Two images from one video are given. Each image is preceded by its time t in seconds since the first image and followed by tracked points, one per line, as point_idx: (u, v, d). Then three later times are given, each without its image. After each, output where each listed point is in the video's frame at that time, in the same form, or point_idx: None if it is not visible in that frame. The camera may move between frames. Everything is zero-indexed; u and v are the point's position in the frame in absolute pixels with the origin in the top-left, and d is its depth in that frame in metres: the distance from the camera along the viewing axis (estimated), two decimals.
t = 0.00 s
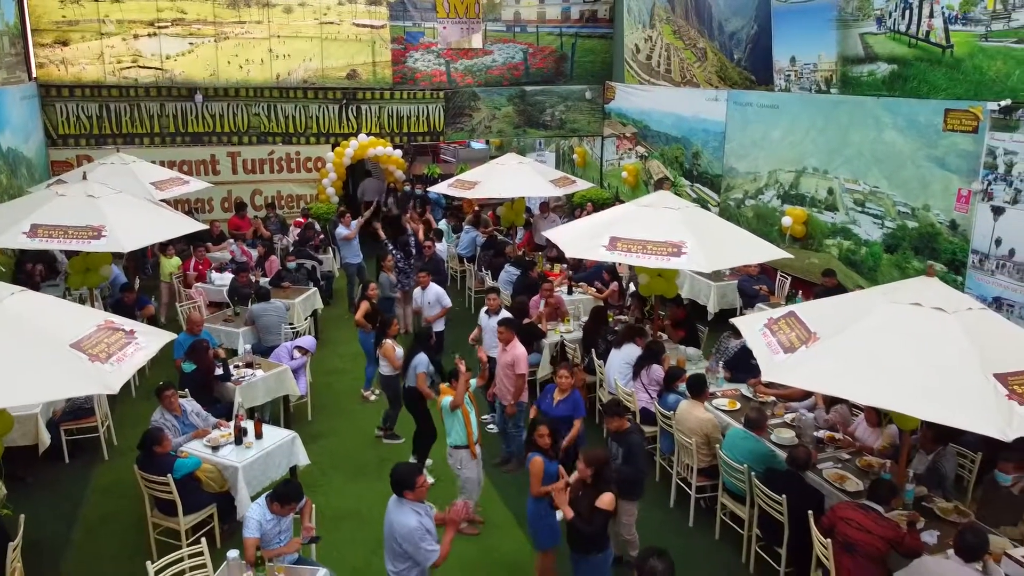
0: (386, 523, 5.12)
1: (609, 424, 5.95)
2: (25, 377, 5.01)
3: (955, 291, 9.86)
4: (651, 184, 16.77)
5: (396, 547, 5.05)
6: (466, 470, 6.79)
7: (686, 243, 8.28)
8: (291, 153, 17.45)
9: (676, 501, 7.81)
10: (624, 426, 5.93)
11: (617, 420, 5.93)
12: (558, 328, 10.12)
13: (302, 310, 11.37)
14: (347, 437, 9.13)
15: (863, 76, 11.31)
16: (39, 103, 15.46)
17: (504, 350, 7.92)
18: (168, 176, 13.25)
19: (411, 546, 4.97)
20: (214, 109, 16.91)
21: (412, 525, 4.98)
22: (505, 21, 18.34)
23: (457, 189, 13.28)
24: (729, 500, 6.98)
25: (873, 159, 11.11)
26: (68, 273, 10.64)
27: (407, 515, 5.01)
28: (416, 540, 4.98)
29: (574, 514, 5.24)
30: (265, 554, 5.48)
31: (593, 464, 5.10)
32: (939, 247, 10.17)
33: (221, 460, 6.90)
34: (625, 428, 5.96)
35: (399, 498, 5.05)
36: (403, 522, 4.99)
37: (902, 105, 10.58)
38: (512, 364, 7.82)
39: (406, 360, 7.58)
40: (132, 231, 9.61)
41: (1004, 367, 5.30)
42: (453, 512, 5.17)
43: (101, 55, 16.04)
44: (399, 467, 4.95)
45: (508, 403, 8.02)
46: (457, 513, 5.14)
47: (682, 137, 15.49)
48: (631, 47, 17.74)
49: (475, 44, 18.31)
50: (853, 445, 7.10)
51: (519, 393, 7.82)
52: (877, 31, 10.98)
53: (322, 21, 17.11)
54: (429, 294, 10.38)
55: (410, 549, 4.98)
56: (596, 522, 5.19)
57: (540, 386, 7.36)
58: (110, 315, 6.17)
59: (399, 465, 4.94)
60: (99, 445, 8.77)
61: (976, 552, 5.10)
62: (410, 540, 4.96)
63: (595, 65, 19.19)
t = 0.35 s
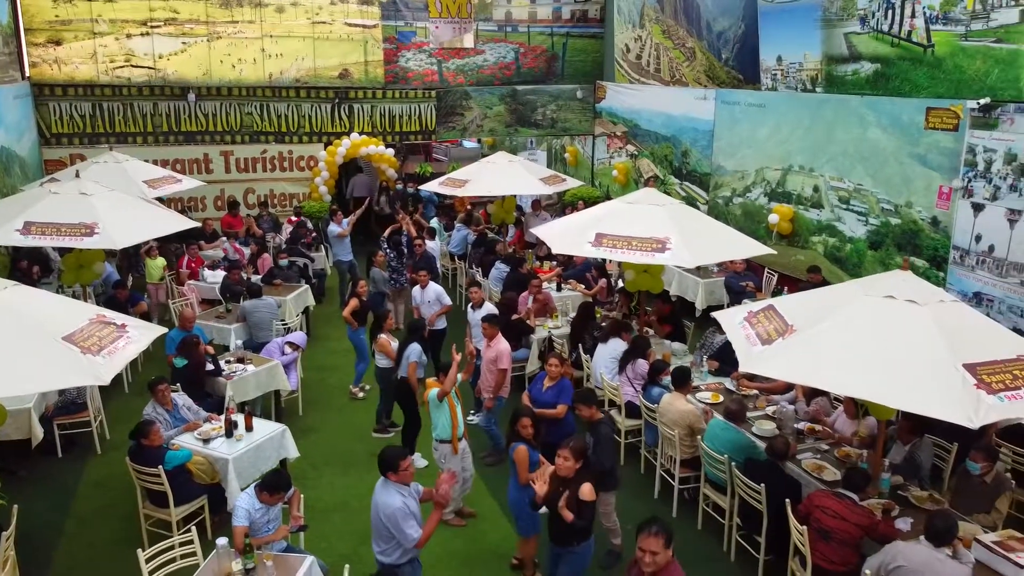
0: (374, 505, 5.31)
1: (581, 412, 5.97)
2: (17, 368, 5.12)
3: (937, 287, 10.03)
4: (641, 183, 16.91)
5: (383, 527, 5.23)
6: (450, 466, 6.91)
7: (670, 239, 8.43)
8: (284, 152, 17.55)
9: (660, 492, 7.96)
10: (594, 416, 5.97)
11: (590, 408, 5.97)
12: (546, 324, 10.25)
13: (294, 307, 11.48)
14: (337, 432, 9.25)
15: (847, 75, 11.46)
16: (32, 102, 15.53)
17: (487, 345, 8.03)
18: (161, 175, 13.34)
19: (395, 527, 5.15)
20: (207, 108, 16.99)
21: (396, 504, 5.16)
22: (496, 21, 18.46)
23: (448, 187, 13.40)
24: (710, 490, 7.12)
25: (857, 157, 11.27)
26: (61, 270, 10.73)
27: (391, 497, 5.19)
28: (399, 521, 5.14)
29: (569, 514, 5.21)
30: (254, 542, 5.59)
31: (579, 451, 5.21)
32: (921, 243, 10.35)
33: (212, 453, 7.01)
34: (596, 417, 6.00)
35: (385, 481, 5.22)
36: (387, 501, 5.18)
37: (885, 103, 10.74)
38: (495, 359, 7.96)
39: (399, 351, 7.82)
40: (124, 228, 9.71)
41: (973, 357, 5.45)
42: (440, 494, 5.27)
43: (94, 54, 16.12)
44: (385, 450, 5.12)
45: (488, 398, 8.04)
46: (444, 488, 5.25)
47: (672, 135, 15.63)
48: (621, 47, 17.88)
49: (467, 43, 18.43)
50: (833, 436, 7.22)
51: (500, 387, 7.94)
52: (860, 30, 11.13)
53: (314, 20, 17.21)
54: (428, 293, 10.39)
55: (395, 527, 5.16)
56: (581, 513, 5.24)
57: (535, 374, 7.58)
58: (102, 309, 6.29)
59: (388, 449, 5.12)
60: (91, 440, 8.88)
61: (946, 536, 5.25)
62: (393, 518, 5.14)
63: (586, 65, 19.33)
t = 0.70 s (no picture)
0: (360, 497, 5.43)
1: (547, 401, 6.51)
2: (6, 361, 5.22)
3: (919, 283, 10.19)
4: (631, 181, 17.03)
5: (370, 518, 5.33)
6: (440, 458, 7.02)
7: (654, 235, 8.56)
8: (275, 151, 17.62)
9: (643, 484, 8.10)
10: (560, 406, 6.51)
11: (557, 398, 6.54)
12: (534, 320, 10.37)
13: (285, 304, 11.58)
14: (326, 427, 9.36)
15: (831, 74, 11.62)
16: (24, 101, 15.61)
17: (469, 340, 8.16)
18: (152, 173, 13.43)
19: (379, 516, 5.26)
20: (199, 107, 17.07)
21: (380, 495, 5.28)
22: (486, 21, 18.60)
23: (438, 186, 13.51)
24: (691, 481, 7.26)
25: (840, 155, 11.43)
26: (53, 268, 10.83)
27: (376, 488, 5.32)
28: (382, 510, 5.25)
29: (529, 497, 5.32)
30: (241, 532, 5.69)
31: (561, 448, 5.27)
32: (903, 240, 10.50)
33: (201, 446, 7.10)
34: (563, 407, 6.56)
35: (371, 473, 5.37)
36: (371, 492, 5.31)
37: (867, 102, 10.90)
38: (478, 354, 8.08)
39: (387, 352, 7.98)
40: (115, 225, 9.82)
41: (942, 348, 5.59)
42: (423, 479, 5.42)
43: (86, 54, 16.24)
44: (373, 440, 5.23)
45: (473, 392, 8.28)
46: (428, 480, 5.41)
47: (661, 134, 15.77)
48: (610, 46, 18.03)
49: (458, 43, 18.56)
50: (812, 428, 7.36)
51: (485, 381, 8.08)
52: (843, 30, 11.28)
53: (305, 20, 17.33)
54: (417, 291, 10.49)
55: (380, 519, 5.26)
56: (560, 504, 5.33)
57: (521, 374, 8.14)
58: (91, 304, 6.39)
59: (377, 439, 5.22)
60: (83, 435, 8.97)
61: (915, 523, 5.40)
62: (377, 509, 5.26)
63: (576, 64, 19.47)
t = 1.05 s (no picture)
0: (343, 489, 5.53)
1: (530, 390, 6.67)
2: None
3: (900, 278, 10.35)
4: (620, 179, 17.14)
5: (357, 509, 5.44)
6: (417, 452, 7.20)
7: (637, 232, 8.69)
8: (267, 150, 17.71)
9: (627, 477, 8.24)
10: (541, 397, 6.67)
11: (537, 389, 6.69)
12: (521, 316, 10.48)
13: (275, 301, 11.69)
14: (315, 422, 9.46)
15: (815, 73, 11.77)
16: (16, 101, 15.66)
17: (454, 336, 8.32)
18: (144, 172, 13.51)
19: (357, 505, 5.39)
20: (190, 107, 17.10)
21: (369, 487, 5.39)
22: (477, 21, 18.70)
23: (428, 184, 13.63)
24: (671, 473, 7.40)
25: (824, 153, 11.57)
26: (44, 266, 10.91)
27: (357, 478, 5.43)
28: (360, 500, 5.37)
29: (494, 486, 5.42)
30: (227, 522, 5.81)
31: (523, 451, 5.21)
32: (885, 237, 10.65)
33: (189, 440, 7.20)
34: (542, 398, 6.70)
35: (354, 462, 5.48)
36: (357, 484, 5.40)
37: (850, 100, 11.04)
38: (461, 349, 8.19)
39: (378, 355, 8.03)
40: (106, 223, 9.91)
41: (912, 340, 5.72)
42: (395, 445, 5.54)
43: (78, 53, 16.30)
44: (360, 430, 5.39)
45: (456, 387, 8.36)
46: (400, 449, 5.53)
47: (649, 132, 15.90)
48: (600, 46, 18.16)
49: (449, 42, 18.68)
50: (791, 421, 7.49)
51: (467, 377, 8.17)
52: (827, 29, 11.45)
53: (296, 20, 17.42)
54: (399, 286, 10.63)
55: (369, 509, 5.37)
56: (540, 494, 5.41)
57: (508, 370, 8.38)
58: (79, 299, 6.48)
59: (361, 431, 5.39)
60: (74, 430, 9.07)
61: (885, 511, 5.53)
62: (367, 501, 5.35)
63: (566, 63, 19.59)
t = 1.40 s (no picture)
0: (330, 491, 5.46)
1: (520, 384, 6.74)
2: None
3: (883, 275, 10.50)
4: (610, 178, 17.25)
5: (350, 505, 5.42)
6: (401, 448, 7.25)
7: (622, 230, 8.82)
8: (259, 149, 17.79)
9: (611, 471, 8.37)
10: (531, 390, 6.75)
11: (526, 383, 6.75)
12: (509, 313, 10.59)
13: (265, 299, 11.79)
14: (304, 418, 9.56)
15: (800, 72, 11.90)
16: (8, 100, 15.71)
17: (440, 333, 8.42)
18: (135, 171, 13.58)
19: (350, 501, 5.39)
20: (182, 106, 17.17)
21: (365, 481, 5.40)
22: (468, 20, 18.87)
23: (418, 182, 13.74)
24: (654, 466, 7.52)
25: (809, 151, 11.70)
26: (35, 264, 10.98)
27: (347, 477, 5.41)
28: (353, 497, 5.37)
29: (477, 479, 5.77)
30: (214, 513, 5.91)
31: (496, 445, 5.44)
32: (868, 234, 10.79)
33: (178, 434, 7.30)
34: (531, 392, 6.79)
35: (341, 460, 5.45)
36: (352, 482, 5.37)
37: (835, 99, 11.18)
38: (446, 348, 8.32)
39: (369, 355, 8.09)
40: (96, 222, 9.99)
41: (885, 332, 5.85)
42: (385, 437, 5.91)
43: (69, 53, 16.38)
44: (348, 430, 5.39)
45: (439, 382, 8.50)
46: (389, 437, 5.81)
47: (639, 131, 16.02)
48: (590, 45, 18.32)
49: (440, 42, 18.83)
50: (771, 415, 7.59)
51: (452, 373, 8.33)
52: (811, 29, 11.60)
53: (288, 19, 17.55)
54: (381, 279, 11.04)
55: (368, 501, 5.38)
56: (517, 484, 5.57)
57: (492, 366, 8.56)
58: (69, 295, 6.57)
59: (349, 430, 5.38)
60: (65, 426, 9.15)
61: (857, 500, 5.68)
62: (368, 495, 5.34)
63: (557, 62, 19.72)
